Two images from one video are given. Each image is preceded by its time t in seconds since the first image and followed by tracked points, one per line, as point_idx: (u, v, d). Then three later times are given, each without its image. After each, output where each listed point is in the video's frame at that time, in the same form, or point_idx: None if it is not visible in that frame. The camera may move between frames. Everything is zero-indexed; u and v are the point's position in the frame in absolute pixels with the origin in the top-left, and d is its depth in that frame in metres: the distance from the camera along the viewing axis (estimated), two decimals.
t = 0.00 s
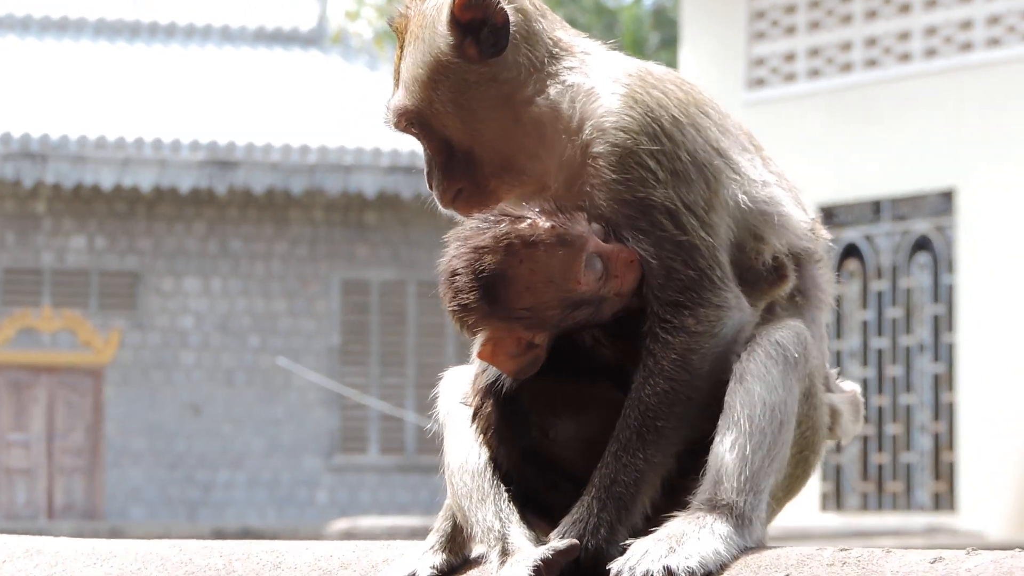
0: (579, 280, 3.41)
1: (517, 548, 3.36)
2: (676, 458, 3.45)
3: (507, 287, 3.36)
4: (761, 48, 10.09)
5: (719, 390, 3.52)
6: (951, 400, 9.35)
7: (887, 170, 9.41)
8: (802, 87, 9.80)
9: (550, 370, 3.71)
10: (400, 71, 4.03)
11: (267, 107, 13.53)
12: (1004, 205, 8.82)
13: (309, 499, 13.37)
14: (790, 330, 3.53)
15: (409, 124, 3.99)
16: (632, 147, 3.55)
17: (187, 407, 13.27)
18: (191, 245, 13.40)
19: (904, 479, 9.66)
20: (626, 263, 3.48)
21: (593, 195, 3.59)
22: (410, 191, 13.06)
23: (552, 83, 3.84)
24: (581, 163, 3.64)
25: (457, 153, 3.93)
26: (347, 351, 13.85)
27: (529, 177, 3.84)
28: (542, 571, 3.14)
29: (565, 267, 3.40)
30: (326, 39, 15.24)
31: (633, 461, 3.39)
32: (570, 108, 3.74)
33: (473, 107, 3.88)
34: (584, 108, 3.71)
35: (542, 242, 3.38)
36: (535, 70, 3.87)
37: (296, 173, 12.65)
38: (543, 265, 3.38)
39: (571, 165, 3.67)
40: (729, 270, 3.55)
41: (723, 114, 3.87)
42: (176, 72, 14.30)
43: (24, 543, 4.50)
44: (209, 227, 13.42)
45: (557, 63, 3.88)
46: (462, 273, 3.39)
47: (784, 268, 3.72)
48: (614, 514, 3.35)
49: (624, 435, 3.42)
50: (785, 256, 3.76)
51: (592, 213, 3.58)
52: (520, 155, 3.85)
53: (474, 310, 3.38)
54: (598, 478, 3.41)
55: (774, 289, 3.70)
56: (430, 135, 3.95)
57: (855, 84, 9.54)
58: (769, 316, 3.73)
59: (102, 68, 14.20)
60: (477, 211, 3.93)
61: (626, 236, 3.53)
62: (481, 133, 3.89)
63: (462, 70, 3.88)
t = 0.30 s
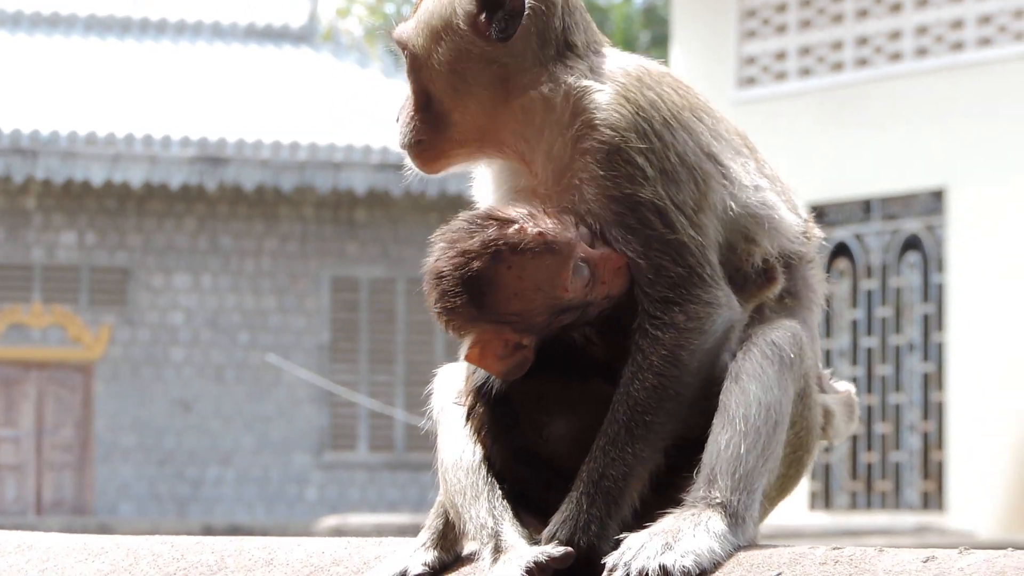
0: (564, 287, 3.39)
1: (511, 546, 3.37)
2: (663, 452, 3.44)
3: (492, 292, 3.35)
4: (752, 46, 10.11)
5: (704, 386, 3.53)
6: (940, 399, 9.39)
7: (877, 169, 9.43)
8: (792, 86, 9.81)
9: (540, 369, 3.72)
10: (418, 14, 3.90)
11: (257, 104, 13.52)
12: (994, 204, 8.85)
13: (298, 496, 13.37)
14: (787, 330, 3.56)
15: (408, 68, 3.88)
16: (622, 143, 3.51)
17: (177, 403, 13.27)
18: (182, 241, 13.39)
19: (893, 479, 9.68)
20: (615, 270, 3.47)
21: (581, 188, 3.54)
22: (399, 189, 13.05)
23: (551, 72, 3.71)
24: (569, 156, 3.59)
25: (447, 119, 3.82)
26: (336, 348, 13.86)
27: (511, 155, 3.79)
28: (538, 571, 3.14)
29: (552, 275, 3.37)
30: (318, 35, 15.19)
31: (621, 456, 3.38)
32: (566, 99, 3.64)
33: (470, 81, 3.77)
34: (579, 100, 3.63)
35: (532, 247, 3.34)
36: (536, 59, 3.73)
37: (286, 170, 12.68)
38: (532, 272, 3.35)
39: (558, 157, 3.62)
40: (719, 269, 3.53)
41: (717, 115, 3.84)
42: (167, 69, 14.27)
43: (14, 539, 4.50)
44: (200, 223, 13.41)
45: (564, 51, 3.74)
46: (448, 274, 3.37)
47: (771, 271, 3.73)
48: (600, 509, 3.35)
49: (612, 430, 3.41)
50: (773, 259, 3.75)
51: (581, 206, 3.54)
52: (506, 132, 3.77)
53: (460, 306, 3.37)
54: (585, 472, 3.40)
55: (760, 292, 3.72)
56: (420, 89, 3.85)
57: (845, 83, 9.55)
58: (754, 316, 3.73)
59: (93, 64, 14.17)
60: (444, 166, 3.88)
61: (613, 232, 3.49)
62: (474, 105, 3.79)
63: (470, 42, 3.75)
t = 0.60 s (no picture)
0: (572, 301, 3.46)
1: (506, 546, 3.36)
2: (657, 454, 3.45)
3: (501, 277, 3.45)
4: (744, 46, 10.11)
5: (700, 389, 3.53)
6: (933, 399, 9.41)
7: (870, 170, 9.43)
8: (784, 86, 9.82)
9: (535, 368, 3.72)
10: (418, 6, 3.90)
11: (250, 102, 13.51)
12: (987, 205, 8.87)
13: (290, 494, 13.36)
14: (783, 331, 3.56)
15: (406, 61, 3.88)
16: (618, 148, 3.51)
17: (169, 402, 13.26)
18: (174, 240, 13.36)
19: (886, 479, 9.73)
20: (619, 296, 3.49)
21: (577, 193, 3.53)
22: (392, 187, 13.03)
23: (549, 75, 3.70)
24: (565, 159, 3.59)
25: (442, 117, 3.82)
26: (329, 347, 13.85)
27: (506, 154, 3.80)
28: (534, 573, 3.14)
29: (562, 288, 3.45)
30: (310, 35, 15.22)
31: (615, 458, 3.38)
32: (562, 103, 3.63)
33: (466, 80, 3.77)
34: (577, 104, 3.62)
35: (554, 251, 3.42)
36: (534, 60, 3.72)
37: (279, 169, 12.64)
38: (544, 276, 3.43)
39: (552, 161, 3.62)
40: (715, 274, 3.53)
41: (712, 119, 3.83)
42: (160, 68, 14.24)
43: (9, 539, 4.48)
44: (192, 222, 13.39)
45: (564, 52, 3.73)
46: (467, 244, 3.47)
47: (766, 273, 3.74)
48: (594, 511, 3.35)
49: (606, 432, 3.41)
50: (767, 263, 3.76)
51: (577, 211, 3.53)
52: (501, 132, 3.78)
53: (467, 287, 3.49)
54: (579, 475, 3.40)
55: (755, 295, 3.73)
56: (417, 83, 3.85)
57: (838, 83, 9.56)
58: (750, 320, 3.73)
59: (86, 63, 14.14)
60: (436, 161, 3.89)
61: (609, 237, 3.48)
62: (468, 103, 3.79)
63: (470, 39, 3.76)
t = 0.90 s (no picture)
0: (572, 303, 3.39)
1: (503, 548, 3.36)
2: (650, 451, 3.44)
3: (501, 282, 3.37)
4: (741, 46, 10.11)
5: (691, 384, 3.53)
6: (931, 399, 9.43)
7: (867, 169, 9.43)
8: (780, 86, 9.82)
9: (528, 372, 3.68)
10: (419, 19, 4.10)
11: (247, 103, 13.50)
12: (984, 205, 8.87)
13: (287, 495, 13.37)
14: (781, 330, 3.54)
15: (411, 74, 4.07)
16: (606, 144, 3.50)
17: (166, 403, 13.25)
18: (171, 241, 13.35)
19: (883, 479, 9.73)
20: (617, 302, 3.45)
21: (567, 189, 3.55)
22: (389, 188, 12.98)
23: (533, 74, 3.75)
24: (558, 157, 3.60)
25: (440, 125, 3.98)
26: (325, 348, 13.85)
27: (500, 157, 3.87)
28: None
29: (560, 292, 3.37)
30: (307, 36, 15.21)
31: (606, 456, 3.38)
32: (551, 100, 3.67)
33: (453, 82, 3.91)
34: (564, 102, 3.64)
35: (552, 254, 3.34)
36: (519, 60, 3.78)
37: (276, 170, 12.63)
38: (545, 282, 3.35)
39: (546, 158, 3.64)
40: (706, 268, 3.51)
41: (705, 117, 3.80)
42: (157, 68, 14.26)
43: (5, 539, 4.48)
44: (188, 222, 13.37)
45: (548, 51, 3.77)
46: (465, 247, 3.39)
47: (757, 278, 3.69)
48: (588, 511, 3.35)
49: (597, 431, 3.41)
50: (760, 266, 3.72)
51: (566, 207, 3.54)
52: (492, 133, 3.87)
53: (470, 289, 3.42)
54: (571, 474, 3.39)
55: (747, 299, 3.68)
56: (417, 94, 4.03)
57: (835, 84, 9.56)
58: (742, 324, 3.71)
59: (83, 63, 14.15)
60: (443, 169, 4.04)
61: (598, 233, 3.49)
62: (461, 108, 3.92)
63: (451, 44, 3.91)
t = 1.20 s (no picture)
0: (555, 297, 3.33)
1: (500, 548, 3.37)
2: (647, 418, 3.39)
3: (484, 294, 3.29)
4: (738, 45, 10.12)
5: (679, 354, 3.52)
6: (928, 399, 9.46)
7: (864, 169, 9.41)
8: (778, 86, 9.82)
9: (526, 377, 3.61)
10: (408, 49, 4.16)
11: (243, 103, 13.50)
12: (981, 206, 8.87)
13: (284, 495, 13.37)
14: (777, 329, 3.56)
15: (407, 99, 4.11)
16: (571, 126, 3.50)
17: (163, 403, 13.23)
18: (168, 241, 13.34)
19: (880, 479, 9.71)
20: (602, 277, 3.39)
21: (541, 181, 3.55)
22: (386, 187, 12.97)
23: (498, 72, 3.80)
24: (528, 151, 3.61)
25: (428, 139, 4.02)
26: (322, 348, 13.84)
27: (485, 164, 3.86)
28: None
29: (542, 286, 3.31)
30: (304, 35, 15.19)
31: (604, 417, 3.32)
32: (517, 97, 3.71)
33: (441, 95, 3.94)
34: (530, 97, 3.67)
35: (526, 254, 3.28)
36: (487, 61, 3.84)
37: (273, 169, 12.62)
38: (525, 280, 3.29)
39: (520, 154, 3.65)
40: (683, 232, 3.46)
41: (676, 100, 3.76)
42: (154, 68, 14.27)
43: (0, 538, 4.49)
44: (186, 222, 13.36)
45: (516, 49, 3.82)
46: (445, 269, 3.32)
47: (743, 270, 3.61)
48: (594, 474, 3.29)
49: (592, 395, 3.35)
50: (746, 257, 3.64)
51: (539, 193, 3.55)
52: (476, 137, 3.87)
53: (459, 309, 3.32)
54: (572, 441, 3.33)
55: (735, 292, 3.61)
56: (414, 115, 4.06)
57: (833, 83, 9.55)
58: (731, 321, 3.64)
59: (81, 63, 14.16)
60: (450, 183, 4.03)
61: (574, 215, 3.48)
62: (440, 118, 3.97)
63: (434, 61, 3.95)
